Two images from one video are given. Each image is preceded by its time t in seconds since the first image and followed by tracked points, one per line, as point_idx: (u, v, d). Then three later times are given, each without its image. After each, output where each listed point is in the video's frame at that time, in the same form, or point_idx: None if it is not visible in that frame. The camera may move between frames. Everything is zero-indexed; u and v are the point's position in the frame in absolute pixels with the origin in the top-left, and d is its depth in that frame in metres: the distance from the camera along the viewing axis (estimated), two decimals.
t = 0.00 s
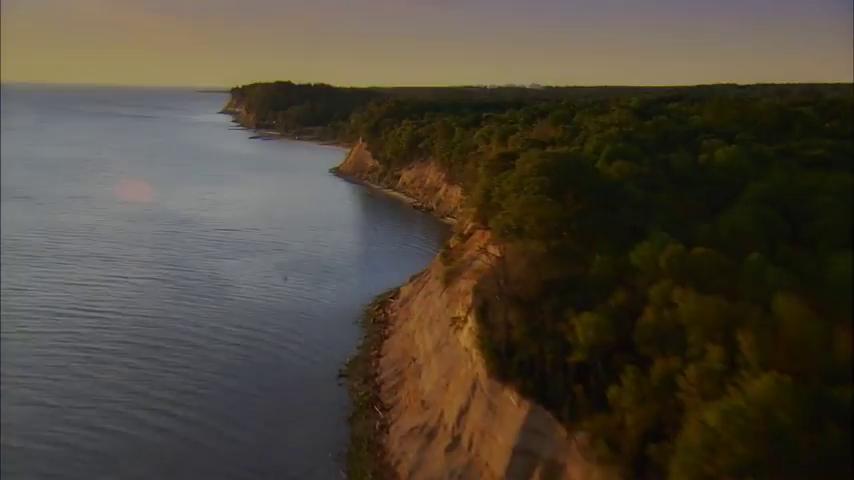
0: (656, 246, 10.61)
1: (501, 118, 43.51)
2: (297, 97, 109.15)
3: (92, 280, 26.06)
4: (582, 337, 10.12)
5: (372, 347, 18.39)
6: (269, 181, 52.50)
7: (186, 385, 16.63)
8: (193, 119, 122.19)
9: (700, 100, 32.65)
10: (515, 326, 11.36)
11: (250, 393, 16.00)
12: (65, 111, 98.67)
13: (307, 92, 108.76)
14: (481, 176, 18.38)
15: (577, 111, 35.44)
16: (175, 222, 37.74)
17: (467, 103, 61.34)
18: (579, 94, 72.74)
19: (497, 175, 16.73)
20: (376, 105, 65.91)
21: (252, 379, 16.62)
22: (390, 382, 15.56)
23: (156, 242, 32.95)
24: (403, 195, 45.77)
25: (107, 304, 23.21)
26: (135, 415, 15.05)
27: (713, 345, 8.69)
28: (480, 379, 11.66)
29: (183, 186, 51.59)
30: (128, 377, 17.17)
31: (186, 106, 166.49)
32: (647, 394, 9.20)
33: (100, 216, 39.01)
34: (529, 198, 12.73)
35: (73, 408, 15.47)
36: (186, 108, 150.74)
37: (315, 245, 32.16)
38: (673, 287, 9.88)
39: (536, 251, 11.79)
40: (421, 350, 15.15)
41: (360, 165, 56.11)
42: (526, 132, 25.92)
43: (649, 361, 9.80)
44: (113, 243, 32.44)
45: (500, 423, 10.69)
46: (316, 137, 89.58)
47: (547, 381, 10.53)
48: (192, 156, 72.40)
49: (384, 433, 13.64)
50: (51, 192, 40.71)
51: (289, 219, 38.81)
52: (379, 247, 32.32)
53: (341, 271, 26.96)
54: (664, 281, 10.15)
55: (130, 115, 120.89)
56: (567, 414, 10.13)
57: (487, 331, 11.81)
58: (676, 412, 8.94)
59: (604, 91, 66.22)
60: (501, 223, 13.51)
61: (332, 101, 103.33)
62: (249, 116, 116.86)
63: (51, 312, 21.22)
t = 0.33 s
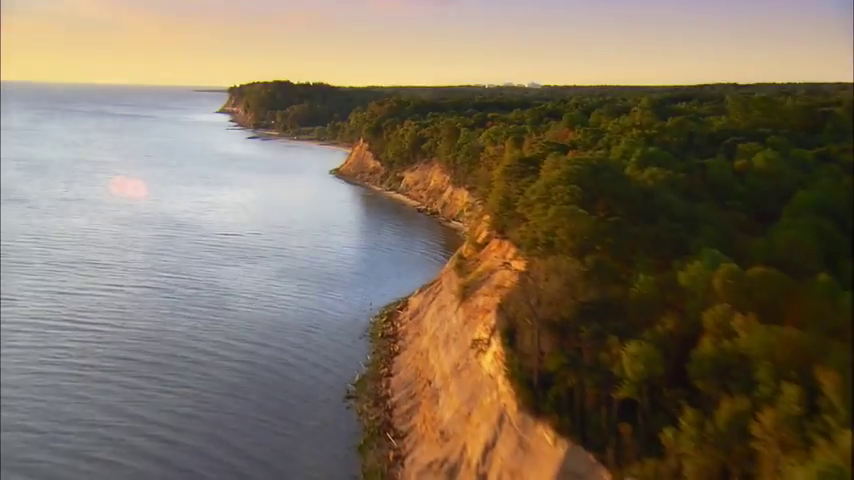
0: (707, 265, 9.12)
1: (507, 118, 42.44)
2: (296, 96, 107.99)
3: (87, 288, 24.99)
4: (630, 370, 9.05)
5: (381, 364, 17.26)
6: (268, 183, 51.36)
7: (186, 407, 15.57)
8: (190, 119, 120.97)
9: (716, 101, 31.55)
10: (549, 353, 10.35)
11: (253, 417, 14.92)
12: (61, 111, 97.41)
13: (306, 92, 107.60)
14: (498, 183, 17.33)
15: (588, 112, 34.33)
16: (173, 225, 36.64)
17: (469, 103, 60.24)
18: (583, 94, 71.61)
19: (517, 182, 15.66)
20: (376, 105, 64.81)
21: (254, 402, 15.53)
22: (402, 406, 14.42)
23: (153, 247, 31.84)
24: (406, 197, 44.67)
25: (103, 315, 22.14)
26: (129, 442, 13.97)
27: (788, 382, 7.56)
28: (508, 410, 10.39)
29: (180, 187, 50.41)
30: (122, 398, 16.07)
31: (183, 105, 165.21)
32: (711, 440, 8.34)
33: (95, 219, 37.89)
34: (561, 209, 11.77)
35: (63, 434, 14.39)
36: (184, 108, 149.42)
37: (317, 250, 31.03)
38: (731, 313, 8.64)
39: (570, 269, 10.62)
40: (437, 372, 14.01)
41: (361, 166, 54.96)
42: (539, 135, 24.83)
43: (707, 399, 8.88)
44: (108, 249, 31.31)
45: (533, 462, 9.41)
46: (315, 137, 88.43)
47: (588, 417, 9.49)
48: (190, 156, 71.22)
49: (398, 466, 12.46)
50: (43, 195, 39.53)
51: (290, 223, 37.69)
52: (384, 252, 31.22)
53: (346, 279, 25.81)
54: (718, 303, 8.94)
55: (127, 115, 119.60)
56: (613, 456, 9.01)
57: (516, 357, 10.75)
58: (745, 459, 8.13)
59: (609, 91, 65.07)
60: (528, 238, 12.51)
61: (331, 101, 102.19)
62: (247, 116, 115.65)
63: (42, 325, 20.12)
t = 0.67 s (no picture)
0: (770, 285, 7.90)
1: (513, 118, 41.24)
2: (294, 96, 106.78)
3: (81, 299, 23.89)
4: (695, 413, 8.37)
5: (391, 384, 16.10)
6: (268, 185, 50.22)
7: (185, 432, 14.53)
8: (187, 119, 119.75)
9: (734, 101, 30.40)
10: (593, 389, 9.65)
11: (257, 444, 13.85)
12: (57, 111, 96.12)
13: (305, 91, 106.35)
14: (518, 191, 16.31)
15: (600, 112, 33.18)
16: (170, 230, 35.52)
17: (472, 103, 59.05)
18: (588, 93, 70.45)
19: (542, 191, 14.57)
20: (377, 104, 63.58)
21: (257, 428, 14.46)
22: (418, 433, 13.28)
23: (149, 253, 30.74)
24: (409, 200, 43.50)
25: (97, 328, 21.06)
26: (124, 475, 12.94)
27: None
28: (544, 449, 9.64)
29: (177, 189, 49.26)
30: (116, 422, 15.02)
31: (180, 105, 163.98)
32: None
33: (90, 223, 36.75)
34: (598, 222, 10.75)
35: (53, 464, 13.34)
36: (181, 108, 148.13)
37: (320, 256, 29.91)
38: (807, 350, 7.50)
39: (617, 292, 9.93)
40: (457, 398, 12.86)
41: (363, 167, 53.78)
42: (555, 137, 23.71)
43: (788, 446, 7.96)
44: (103, 255, 30.19)
45: None
46: (314, 137, 87.23)
47: (639, 463, 8.79)
48: (187, 157, 70.02)
49: None
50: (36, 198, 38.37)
51: (291, 227, 36.54)
52: (389, 258, 30.12)
53: (352, 288, 24.66)
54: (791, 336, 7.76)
55: (124, 115, 118.29)
56: None
57: (557, 391, 10.00)
58: None
59: (615, 90, 63.90)
60: (564, 255, 11.59)
61: (330, 101, 100.97)
62: (245, 116, 114.41)
63: (32, 340, 19.04)
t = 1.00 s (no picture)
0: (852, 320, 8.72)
1: (522, 119, 40.03)
2: (294, 95, 105.47)
3: (75, 309, 22.76)
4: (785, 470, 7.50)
5: (404, 406, 14.98)
6: (269, 187, 49.07)
7: (187, 462, 13.51)
8: (186, 118, 118.45)
9: (755, 100, 29.20)
10: (653, 434, 8.92)
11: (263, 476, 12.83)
12: (54, 110, 94.84)
13: (305, 91, 105.07)
14: (544, 198, 15.18)
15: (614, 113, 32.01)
16: (168, 234, 34.38)
17: (477, 103, 57.80)
18: (595, 93, 69.25)
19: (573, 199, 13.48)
20: (380, 104, 62.34)
21: (264, 457, 13.45)
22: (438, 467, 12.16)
23: (147, 259, 29.64)
24: (414, 202, 42.35)
25: (92, 342, 19.94)
26: None
27: None
28: None
29: (175, 191, 48.10)
30: (112, 451, 14.00)
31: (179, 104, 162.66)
32: None
33: (86, 227, 35.57)
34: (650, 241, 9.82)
35: None
36: (180, 107, 146.86)
37: (324, 263, 28.73)
38: None
39: (677, 323, 9.16)
40: (481, 429, 11.75)
41: (365, 168, 52.59)
42: (573, 139, 22.51)
43: None
44: (99, 261, 29.09)
45: None
46: (314, 138, 85.99)
47: None
48: (186, 157, 68.82)
49: None
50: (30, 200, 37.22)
51: (293, 231, 35.34)
52: (396, 264, 29.01)
53: (359, 299, 23.49)
54: None
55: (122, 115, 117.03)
56: None
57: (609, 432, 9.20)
58: None
59: (623, 90, 62.71)
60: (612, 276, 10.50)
61: (331, 100, 99.69)
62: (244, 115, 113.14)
63: (23, 356, 17.98)
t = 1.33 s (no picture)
0: None
1: (531, 120, 38.87)
2: (294, 95, 104.34)
3: (69, 321, 21.70)
4: None
5: (423, 433, 13.88)
6: (269, 189, 47.93)
7: None
8: (185, 118, 117.28)
9: (777, 101, 28.11)
10: None
11: None
12: (51, 110, 93.64)
13: (305, 91, 103.93)
14: (573, 207, 14.07)
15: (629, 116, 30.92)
16: (167, 239, 33.26)
17: (482, 104, 56.62)
18: (601, 93, 68.09)
19: (609, 210, 12.44)
20: (383, 104, 61.17)
21: None
22: None
23: (145, 266, 28.59)
24: (419, 206, 41.20)
25: (87, 358, 18.83)
26: None
27: None
28: None
29: (174, 193, 47.02)
30: None
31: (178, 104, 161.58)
32: None
33: (82, 233, 34.44)
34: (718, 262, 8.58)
35: None
36: (179, 107, 145.69)
37: (329, 270, 27.60)
38: None
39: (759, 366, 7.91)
40: (512, 468, 10.63)
41: (368, 170, 51.46)
42: (594, 143, 21.38)
43: None
44: (95, 268, 28.02)
45: None
46: (315, 138, 84.83)
47: None
48: (185, 159, 67.68)
49: None
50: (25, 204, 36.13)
51: (296, 236, 34.20)
52: (404, 272, 27.90)
53: (367, 310, 22.36)
54: None
55: (120, 115, 115.80)
56: None
57: None
58: None
59: (630, 90, 61.57)
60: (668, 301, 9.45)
61: (332, 101, 98.55)
62: (244, 115, 112.02)
63: (13, 374, 16.95)
